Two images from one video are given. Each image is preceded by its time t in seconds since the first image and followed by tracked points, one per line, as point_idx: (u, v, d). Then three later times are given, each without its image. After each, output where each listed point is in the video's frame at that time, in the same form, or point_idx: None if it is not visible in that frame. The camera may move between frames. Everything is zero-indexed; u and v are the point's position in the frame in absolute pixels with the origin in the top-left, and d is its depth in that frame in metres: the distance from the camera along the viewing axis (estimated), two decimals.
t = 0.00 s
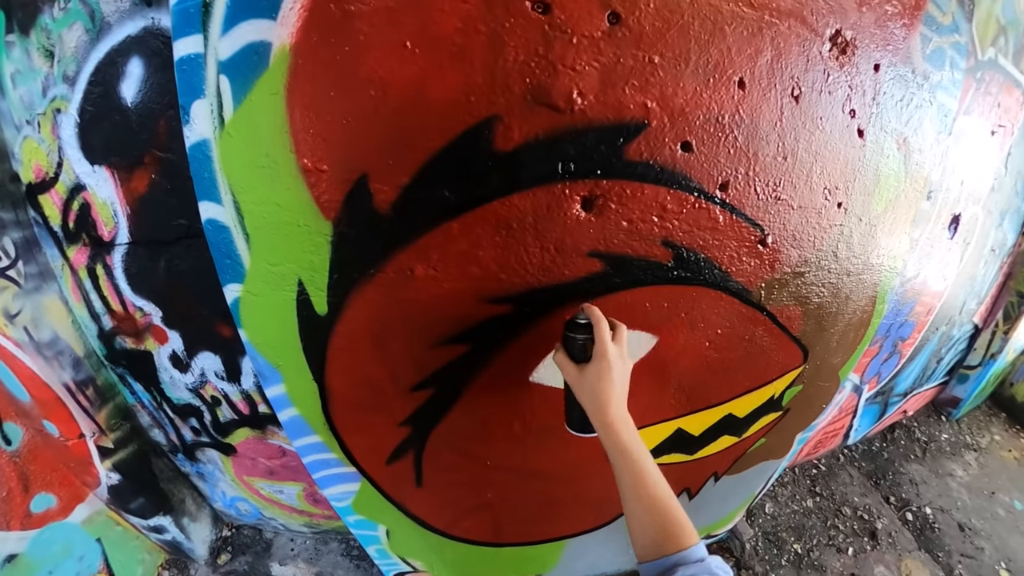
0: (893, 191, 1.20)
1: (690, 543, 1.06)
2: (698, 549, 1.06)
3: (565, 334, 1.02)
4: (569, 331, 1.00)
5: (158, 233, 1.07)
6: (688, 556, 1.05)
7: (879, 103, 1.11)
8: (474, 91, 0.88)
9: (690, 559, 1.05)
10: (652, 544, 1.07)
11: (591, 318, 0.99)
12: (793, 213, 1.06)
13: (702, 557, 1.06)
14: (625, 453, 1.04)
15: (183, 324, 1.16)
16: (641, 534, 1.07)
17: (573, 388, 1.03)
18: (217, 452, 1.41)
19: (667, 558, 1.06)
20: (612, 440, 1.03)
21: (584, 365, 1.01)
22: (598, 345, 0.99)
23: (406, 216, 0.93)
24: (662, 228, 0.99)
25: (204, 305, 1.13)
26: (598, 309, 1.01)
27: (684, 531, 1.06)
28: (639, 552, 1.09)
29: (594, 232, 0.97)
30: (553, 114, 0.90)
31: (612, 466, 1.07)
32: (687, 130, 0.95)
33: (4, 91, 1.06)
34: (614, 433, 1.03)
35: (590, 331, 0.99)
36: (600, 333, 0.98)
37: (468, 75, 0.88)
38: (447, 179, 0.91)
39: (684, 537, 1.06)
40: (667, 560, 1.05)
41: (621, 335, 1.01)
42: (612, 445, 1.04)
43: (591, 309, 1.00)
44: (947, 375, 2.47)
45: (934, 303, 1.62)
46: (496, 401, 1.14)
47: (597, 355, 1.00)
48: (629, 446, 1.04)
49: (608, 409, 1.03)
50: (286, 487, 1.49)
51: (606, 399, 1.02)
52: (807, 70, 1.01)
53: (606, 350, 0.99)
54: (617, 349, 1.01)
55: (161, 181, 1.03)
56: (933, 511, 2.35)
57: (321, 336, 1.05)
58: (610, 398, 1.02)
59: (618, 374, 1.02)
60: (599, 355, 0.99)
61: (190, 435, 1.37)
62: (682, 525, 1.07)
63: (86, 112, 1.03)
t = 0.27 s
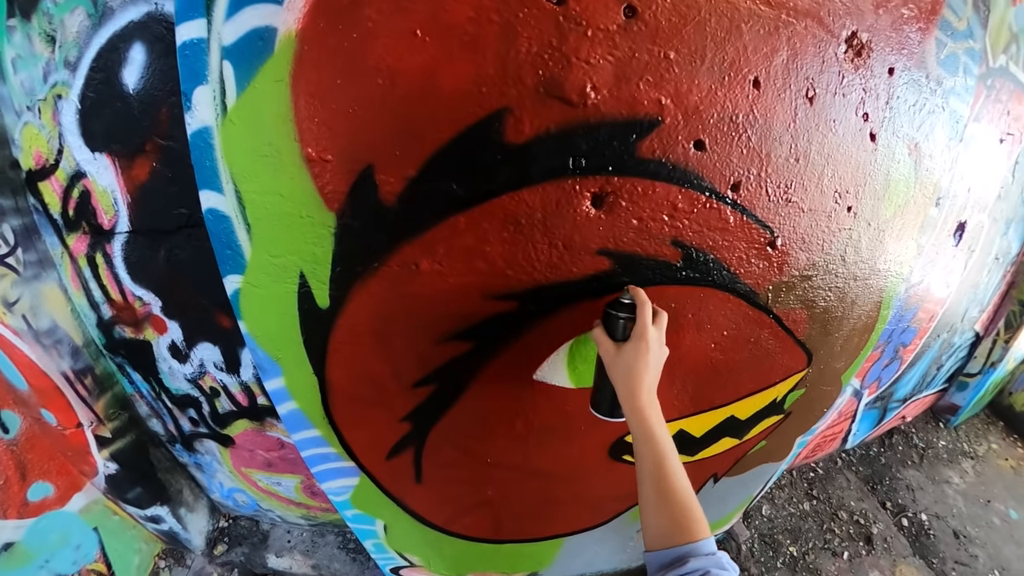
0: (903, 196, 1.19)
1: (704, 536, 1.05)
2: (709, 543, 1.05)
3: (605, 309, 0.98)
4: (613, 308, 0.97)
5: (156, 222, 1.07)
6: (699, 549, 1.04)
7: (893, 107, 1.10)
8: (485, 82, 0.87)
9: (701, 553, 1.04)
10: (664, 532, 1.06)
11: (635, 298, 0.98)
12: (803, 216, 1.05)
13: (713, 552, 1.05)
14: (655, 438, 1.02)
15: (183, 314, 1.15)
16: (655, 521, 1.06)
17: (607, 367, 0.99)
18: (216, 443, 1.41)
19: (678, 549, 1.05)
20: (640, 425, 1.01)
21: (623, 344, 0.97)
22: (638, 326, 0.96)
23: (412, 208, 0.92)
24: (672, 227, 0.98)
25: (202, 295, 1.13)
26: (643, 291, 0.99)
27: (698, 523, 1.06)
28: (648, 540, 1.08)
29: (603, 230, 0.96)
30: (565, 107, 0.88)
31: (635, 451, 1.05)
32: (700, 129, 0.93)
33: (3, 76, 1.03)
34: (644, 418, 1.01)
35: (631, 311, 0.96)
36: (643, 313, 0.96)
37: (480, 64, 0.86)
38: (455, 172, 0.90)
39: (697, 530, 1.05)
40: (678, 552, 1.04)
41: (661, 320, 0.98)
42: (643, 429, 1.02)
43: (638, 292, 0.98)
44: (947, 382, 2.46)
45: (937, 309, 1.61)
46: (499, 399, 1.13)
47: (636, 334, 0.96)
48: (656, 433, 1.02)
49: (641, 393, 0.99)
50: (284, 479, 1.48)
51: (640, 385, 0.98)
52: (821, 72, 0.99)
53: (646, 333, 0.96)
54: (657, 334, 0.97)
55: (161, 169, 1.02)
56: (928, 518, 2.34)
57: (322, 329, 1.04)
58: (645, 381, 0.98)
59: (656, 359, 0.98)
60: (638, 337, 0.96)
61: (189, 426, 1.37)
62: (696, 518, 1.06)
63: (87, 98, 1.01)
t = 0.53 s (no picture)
0: (912, 200, 1.18)
1: (694, 543, 1.04)
2: (701, 548, 1.04)
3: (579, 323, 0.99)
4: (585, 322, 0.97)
5: (159, 211, 1.06)
6: (691, 555, 1.03)
7: (905, 111, 1.09)
8: (498, 73, 0.86)
9: (692, 559, 1.03)
10: (654, 540, 1.05)
11: (606, 310, 0.97)
12: (812, 218, 1.04)
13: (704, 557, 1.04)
14: (635, 448, 1.02)
15: (184, 304, 1.15)
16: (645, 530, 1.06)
17: (585, 381, 1.00)
18: (215, 434, 1.40)
19: (669, 557, 1.04)
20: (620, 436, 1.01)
21: (597, 357, 0.98)
22: (612, 337, 0.96)
23: (421, 200, 0.91)
24: (682, 226, 0.97)
25: (203, 285, 1.12)
26: (613, 302, 0.99)
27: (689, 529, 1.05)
28: (640, 549, 1.08)
29: (614, 226, 0.95)
30: (579, 101, 0.88)
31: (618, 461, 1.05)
32: (714, 127, 0.93)
33: (8, 62, 1.02)
34: (624, 429, 1.01)
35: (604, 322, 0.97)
36: (615, 325, 0.95)
37: (493, 54, 0.85)
38: (465, 165, 0.89)
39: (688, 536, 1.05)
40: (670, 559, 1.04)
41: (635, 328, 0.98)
42: (622, 441, 1.02)
43: (609, 302, 0.98)
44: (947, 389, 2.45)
45: (940, 315, 1.60)
46: (503, 394, 1.12)
47: (609, 347, 0.97)
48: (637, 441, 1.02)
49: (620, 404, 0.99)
50: (283, 471, 1.48)
51: (618, 394, 0.99)
52: (836, 73, 0.98)
53: (619, 344, 0.96)
54: (631, 344, 0.98)
55: (165, 158, 1.01)
56: (926, 524, 2.33)
57: (325, 321, 1.03)
58: (622, 392, 0.99)
59: (630, 369, 0.98)
60: (612, 348, 0.96)
61: (188, 416, 1.37)
62: (686, 524, 1.05)
63: (91, 85, 1.00)
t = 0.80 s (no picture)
0: (919, 201, 1.18)
1: (715, 537, 1.04)
2: (720, 545, 1.04)
3: (631, 304, 0.97)
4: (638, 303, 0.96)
5: (161, 207, 1.05)
6: (711, 550, 1.03)
7: (914, 111, 1.09)
8: (511, 68, 0.86)
9: (712, 554, 1.03)
10: (675, 532, 1.05)
11: (662, 295, 0.96)
12: (821, 218, 1.04)
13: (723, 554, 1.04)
14: (672, 438, 1.01)
15: (186, 302, 1.15)
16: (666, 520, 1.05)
17: (629, 363, 0.98)
18: (216, 432, 1.40)
19: (689, 550, 1.04)
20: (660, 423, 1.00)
21: (646, 341, 0.96)
22: (664, 323, 0.95)
23: (431, 196, 0.91)
24: (693, 224, 0.97)
25: (206, 282, 1.12)
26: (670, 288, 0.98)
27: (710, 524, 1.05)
28: (658, 540, 1.07)
29: (626, 224, 0.95)
30: (593, 97, 0.87)
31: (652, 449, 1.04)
32: (727, 125, 0.92)
33: (8, 55, 1.01)
34: (665, 416, 1.00)
35: (657, 307, 0.95)
36: (670, 312, 0.94)
37: (506, 49, 0.85)
38: (476, 161, 0.89)
39: (708, 532, 1.04)
40: (690, 552, 1.03)
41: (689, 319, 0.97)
42: (660, 427, 1.00)
43: (666, 289, 0.97)
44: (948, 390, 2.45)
45: (943, 316, 1.60)
46: (509, 393, 1.12)
47: (661, 332, 0.95)
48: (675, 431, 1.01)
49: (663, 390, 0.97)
50: (285, 470, 1.48)
51: (662, 381, 0.95)
52: (847, 73, 0.98)
53: (672, 331, 0.94)
54: (683, 334, 0.96)
55: (167, 152, 1.01)
56: (926, 524, 2.33)
57: (332, 318, 1.03)
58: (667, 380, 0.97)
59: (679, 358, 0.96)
60: (664, 333, 0.94)
61: (189, 413, 1.36)
62: (708, 519, 1.05)
63: (92, 78, 0.99)
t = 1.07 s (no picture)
0: (924, 204, 1.17)
1: (712, 538, 1.04)
2: (718, 546, 1.03)
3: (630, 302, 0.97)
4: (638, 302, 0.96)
5: (163, 201, 1.05)
6: (708, 551, 1.02)
7: (920, 114, 1.08)
8: (515, 64, 0.85)
9: (709, 555, 1.02)
10: (673, 532, 1.04)
11: (661, 294, 0.96)
12: (825, 220, 1.03)
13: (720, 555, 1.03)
14: (671, 438, 1.01)
15: (187, 296, 1.14)
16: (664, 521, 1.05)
17: (629, 362, 0.97)
18: (216, 426, 1.40)
19: (686, 550, 1.03)
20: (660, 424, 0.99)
21: (645, 339, 0.96)
22: (663, 322, 0.95)
23: (433, 192, 0.90)
24: (697, 224, 0.96)
25: (207, 277, 1.11)
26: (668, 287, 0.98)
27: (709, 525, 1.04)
28: (655, 540, 1.07)
29: (629, 223, 0.95)
30: (597, 95, 0.87)
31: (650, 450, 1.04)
32: (732, 124, 0.92)
33: (10, 48, 1.01)
34: (664, 416, 0.99)
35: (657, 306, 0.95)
36: (668, 311, 0.94)
37: (511, 44, 0.85)
38: (479, 158, 0.89)
39: (706, 532, 1.04)
40: (687, 551, 1.02)
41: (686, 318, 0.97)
42: (660, 427, 1.00)
43: (664, 288, 0.97)
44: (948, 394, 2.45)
45: (944, 320, 1.60)
46: (509, 391, 1.12)
47: (660, 330, 0.95)
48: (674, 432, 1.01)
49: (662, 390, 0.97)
50: (285, 464, 1.48)
51: (662, 380, 0.95)
52: (853, 74, 0.97)
53: (671, 329, 0.94)
54: (682, 332, 0.96)
55: (168, 146, 1.01)
56: (924, 528, 2.32)
57: (332, 314, 1.03)
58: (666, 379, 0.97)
59: (677, 359, 0.96)
60: (663, 332, 0.94)
61: (189, 407, 1.36)
62: (706, 520, 1.04)
63: (95, 72, 0.99)
